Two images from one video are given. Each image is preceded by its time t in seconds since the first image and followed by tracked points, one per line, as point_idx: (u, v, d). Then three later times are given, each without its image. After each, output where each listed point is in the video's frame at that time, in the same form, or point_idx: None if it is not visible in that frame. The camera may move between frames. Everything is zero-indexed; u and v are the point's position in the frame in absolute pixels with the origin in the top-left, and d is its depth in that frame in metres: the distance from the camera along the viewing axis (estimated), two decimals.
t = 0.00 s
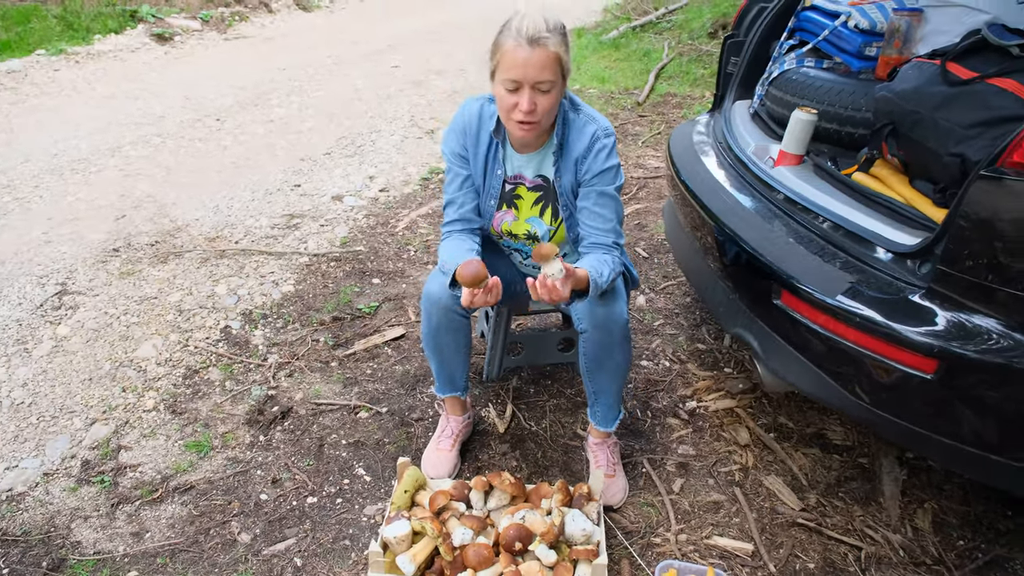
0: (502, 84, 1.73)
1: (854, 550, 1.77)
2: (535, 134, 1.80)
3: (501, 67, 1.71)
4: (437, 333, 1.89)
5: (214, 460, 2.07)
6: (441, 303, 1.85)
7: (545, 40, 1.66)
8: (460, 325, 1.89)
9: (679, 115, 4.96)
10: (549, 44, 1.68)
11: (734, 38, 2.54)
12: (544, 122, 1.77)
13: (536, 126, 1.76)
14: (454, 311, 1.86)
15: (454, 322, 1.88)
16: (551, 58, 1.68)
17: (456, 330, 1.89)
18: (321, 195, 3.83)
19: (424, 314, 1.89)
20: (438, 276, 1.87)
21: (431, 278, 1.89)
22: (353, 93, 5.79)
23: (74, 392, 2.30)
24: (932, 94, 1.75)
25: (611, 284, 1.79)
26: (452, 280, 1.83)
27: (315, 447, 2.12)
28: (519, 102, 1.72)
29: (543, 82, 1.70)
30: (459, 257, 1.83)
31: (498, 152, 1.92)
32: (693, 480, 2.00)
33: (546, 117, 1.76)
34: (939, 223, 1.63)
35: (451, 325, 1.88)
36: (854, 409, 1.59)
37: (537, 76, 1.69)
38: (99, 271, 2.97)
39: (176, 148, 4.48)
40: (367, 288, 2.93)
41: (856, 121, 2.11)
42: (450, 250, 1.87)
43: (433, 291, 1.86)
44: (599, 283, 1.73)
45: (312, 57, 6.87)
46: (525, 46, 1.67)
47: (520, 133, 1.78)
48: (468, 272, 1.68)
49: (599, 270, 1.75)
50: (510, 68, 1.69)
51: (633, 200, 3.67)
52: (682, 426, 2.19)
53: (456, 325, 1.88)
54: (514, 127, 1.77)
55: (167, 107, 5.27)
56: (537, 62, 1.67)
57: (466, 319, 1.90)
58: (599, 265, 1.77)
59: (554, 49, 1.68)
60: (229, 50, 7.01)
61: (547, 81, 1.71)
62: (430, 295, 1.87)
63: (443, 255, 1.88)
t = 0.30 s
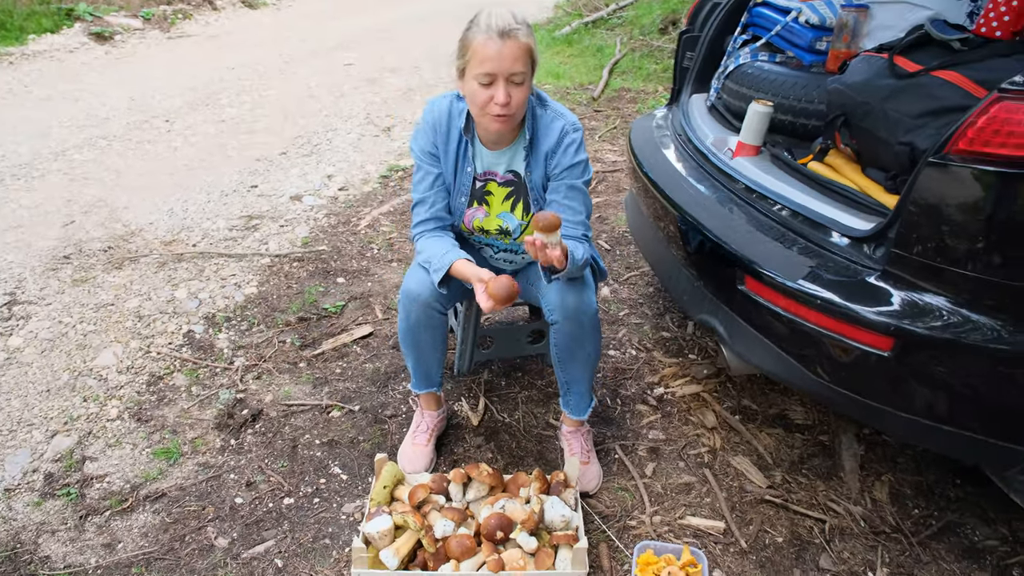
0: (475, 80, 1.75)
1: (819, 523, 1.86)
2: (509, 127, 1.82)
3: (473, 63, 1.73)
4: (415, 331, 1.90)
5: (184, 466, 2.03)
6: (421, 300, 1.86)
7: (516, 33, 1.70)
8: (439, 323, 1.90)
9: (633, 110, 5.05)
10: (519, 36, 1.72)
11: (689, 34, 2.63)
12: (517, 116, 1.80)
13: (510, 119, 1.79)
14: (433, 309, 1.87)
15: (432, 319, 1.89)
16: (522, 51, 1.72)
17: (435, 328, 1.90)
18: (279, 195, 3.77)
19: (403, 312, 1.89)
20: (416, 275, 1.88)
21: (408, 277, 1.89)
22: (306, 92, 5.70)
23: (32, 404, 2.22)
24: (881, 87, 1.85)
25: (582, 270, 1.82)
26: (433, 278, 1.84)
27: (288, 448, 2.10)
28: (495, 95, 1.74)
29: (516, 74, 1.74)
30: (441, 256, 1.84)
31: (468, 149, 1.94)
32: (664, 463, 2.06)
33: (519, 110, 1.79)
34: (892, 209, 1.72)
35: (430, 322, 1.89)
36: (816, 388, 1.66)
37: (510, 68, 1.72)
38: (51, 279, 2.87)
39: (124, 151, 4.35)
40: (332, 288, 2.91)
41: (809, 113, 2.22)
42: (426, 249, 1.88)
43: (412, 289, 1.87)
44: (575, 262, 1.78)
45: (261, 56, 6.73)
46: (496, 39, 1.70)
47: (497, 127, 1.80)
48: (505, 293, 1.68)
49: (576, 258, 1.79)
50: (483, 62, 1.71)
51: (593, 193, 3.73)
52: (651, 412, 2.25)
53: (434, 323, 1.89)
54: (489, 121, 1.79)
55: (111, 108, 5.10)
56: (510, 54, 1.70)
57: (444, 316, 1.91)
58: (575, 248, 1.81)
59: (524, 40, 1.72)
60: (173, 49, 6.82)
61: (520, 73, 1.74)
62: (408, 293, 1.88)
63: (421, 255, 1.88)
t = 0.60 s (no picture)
0: (469, 67, 1.77)
1: (815, 494, 1.92)
2: (506, 113, 1.84)
3: (465, 50, 1.75)
4: (419, 320, 1.92)
5: (188, 460, 2.04)
6: (426, 290, 1.88)
7: (507, 17, 1.74)
8: (443, 311, 1.93)
9: (614, 96, 5.08)
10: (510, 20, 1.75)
11: (673, 19, 2.62)
12: (512, 102, 1.82)
13: (506, 104, 1.80)
14: (438, 297, 1.90)
15: (437, 307, 1.91)
16: (513, 34, 1.76)
17: (440, 315, 1.93)
18: (265, 189, 3.75)
19: (408, 301, 1.91)
20: (421, 264, 1.91)
21: (412, 267, 1.92)
22: (285, 85, 5.65)
23: (28, 404, 2.21)
24: (867, 68, 1.93)
25: (580, 253, 1.87)
26: (438, 267, 1.86)
27: (290, 439, 2.11)
28: (491, 80, 1.76)
29: (510, 58, 1.76)
30: (444, 246, 1.86)
31: (462, 137, 1.96)
32: (663, 442, 2.10)
33: (514, 95, 1.81)
34: (880, 187, 1.77)
35: (434, 311, 1.91)
36: (810, 362, 1.72)
37: (504, 52, 1.75)
38: (37, 278, 2.84)
39: (103, 148, 4.28)
40: (324, 280, 2.91)
41: (794, 97, 2.24)
42: (430, 239, 1.90)
43: (417, 278, 1.89)
44: (576, 235, 1.80)
45: (236, 49, 6.65)
46: (487, 24, 1.73)
47: (494, 113, 1.82)
48: (520, 278, 1.69)
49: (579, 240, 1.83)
50: (477, 47, 1.73)
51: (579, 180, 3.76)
52: (647, 392, 2.30)
53: (439, 311, 1.92)
54: (487, 108, 1.80)
55: (86, 105, 5.02)
56: (501, 38, 1.73)
57: (449, 305, 1.94)
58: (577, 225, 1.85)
59: (513, 25, 1.75)
60: (146, 44, 6.71)
61: (513, 57, 1.77)
62: (413, 282, 1.90)
63: (425, 244, 1.90)
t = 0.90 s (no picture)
0: (465, 67, 1.78)
1: (822, 476, 1.96)
2: (505, 108, 1.86)
3: (459, 51, 1.76)
4: (436, 313, 1.95)
5: (202, 454, 2.06)
6: (444, 283, 1.91)
7: (496, 13, 1.74)
8: (460, 303, 1.95)
9: (610, 88, 5.10)
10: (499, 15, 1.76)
11: (671, 11, 2.66)
12: (510, 96, 1.84)
13: (504, 99, 1.82)
14: (455, 290, 1.92)
15: (453, 300, 1.93)
16: (505, 29, 1.76)
17: (456, 307, 1.95)
18: (266, 185, 3.76)
19: (425, 295, 1.94)
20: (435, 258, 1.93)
21: (427, 261, 1.94)
22: (280, 82, 5.65)
23: (40, 402, 2.23)
24: (868, 56, 1.94)
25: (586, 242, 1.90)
26: (454, 261, 1.88)
27: (303, 432, 2.13)
28: (487, 78, 1.78)
29: (504, 54, 1.77)
30: (460, 239, 1.88)
31: (465, 131, 1.98)
32: (671, 428, 2.14)
33: (511, 88, 1.83)
34: (883, 173, 1.80)
35: (451, 304, 1.93)
36: (816, 346, 1.75)
37: (498, 48, 1.76)
38: (43, 277, 2.85)
39: (101, 146, 4.28)
40: (330, 275, 2.93)
41: (795, 85, 2.29)
42: (444, 233, 1.92)
43: (433, 272, 1.91)
44: (583, 220, 1.82)
45: (230, 46, 6.63)
46: (477, 22, 1.73)
47: (493, 109, 1.84)
48: (538, 268, 1.70)
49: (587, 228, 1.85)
50: (472, 46, 1.74)
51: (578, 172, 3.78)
52: (654, 380, 2.33)
53: (455, 304, 1.94)
54: (486, 104, 1.82)
55: (82, 103, 5.00)
56: (493, 35, 1.74)
57: (465, 298, 1.96)
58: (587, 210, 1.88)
59: (503, 21, 1.76)
60: (139, 41, 6.68)
61: (506, 52, 1.78)
62: (430, 276, 1.92)
63: (440, 239, 1.92)
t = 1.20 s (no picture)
0: (451, 83, 1.81)
1: (810, 475, 2.00)
2: (493, 120, 1.89)
3: (445, 67, 1.79)
4: (431, 319, 1.97)
5: (196, 462, 2.05)
6: (440, 289, 1.93)
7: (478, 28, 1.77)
8: (455, 309, 1.97)
9: (595, 98, 5.16)
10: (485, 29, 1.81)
11: (659, 22, 2.68)
12: (498, 107, 1.87)
13: (492, 112, 1.85)
14: (451, 296, 1.94)
15: (449, 306, 1.96)
16: (488, 43, 1.79)
17: (451, 313, 1.97)
18: (254, 194, 3.76)
19: (421, 301, 1.96)
20: (430, 264, 1.95)
21: (423, 268, 1.96)
22: (267, 91, 5.65)
23: (30, 411, 2.22)
24: (851, 66, 2.00)
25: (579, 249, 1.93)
26: (450, 267, 1.91)
27: (297, 439, 2.14)
28: (474, 93, 1.80)
29: (489, 67, 1.80)
30: (455, 245, 1.91)
31: (456, 141, 2.01)
32: (663, 431, 2.17)
33: (498, 100, 1.86)
34: (866, 179, 1.85)
35: (447, 309, 1.96)
36: (804, 347, 1.79)
37: (482, 62, 1.78)
38: (30, 287, 2.84)
39: (87, 155, 4.26)
40: (320, 283, 2.93)
41: (780, 94, 2.34)
42: (439, 240, 1.95)
43: (429, 278, 1.93)
44: (578, 227, 1.86)
45: (215, 56, 6.63)
46: (460, 38, 1.76)
47: (482, 122, 1.87)
48: (532, 270, 1.72)
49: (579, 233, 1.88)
50: (456, 62, 1.77)
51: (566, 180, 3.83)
52: (645, 384, 2.36)
53: (451, 310, 1.96)
54: (475, 118, 1.85)
55: (65, 113, 4.97)
56: (477, 50, 1.77)
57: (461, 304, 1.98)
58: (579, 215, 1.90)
59: (486, 36, 1.79)
60: (123, 51, 6.66)
61: (491, 65, 1.81)
62: (426, 282, 1.94)
63: (436, 246, 1.95)
